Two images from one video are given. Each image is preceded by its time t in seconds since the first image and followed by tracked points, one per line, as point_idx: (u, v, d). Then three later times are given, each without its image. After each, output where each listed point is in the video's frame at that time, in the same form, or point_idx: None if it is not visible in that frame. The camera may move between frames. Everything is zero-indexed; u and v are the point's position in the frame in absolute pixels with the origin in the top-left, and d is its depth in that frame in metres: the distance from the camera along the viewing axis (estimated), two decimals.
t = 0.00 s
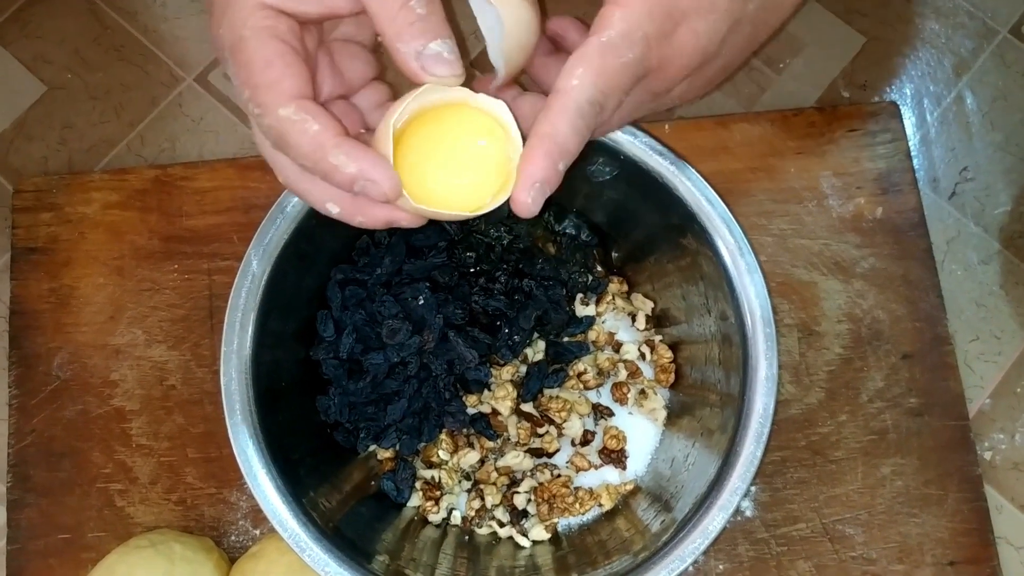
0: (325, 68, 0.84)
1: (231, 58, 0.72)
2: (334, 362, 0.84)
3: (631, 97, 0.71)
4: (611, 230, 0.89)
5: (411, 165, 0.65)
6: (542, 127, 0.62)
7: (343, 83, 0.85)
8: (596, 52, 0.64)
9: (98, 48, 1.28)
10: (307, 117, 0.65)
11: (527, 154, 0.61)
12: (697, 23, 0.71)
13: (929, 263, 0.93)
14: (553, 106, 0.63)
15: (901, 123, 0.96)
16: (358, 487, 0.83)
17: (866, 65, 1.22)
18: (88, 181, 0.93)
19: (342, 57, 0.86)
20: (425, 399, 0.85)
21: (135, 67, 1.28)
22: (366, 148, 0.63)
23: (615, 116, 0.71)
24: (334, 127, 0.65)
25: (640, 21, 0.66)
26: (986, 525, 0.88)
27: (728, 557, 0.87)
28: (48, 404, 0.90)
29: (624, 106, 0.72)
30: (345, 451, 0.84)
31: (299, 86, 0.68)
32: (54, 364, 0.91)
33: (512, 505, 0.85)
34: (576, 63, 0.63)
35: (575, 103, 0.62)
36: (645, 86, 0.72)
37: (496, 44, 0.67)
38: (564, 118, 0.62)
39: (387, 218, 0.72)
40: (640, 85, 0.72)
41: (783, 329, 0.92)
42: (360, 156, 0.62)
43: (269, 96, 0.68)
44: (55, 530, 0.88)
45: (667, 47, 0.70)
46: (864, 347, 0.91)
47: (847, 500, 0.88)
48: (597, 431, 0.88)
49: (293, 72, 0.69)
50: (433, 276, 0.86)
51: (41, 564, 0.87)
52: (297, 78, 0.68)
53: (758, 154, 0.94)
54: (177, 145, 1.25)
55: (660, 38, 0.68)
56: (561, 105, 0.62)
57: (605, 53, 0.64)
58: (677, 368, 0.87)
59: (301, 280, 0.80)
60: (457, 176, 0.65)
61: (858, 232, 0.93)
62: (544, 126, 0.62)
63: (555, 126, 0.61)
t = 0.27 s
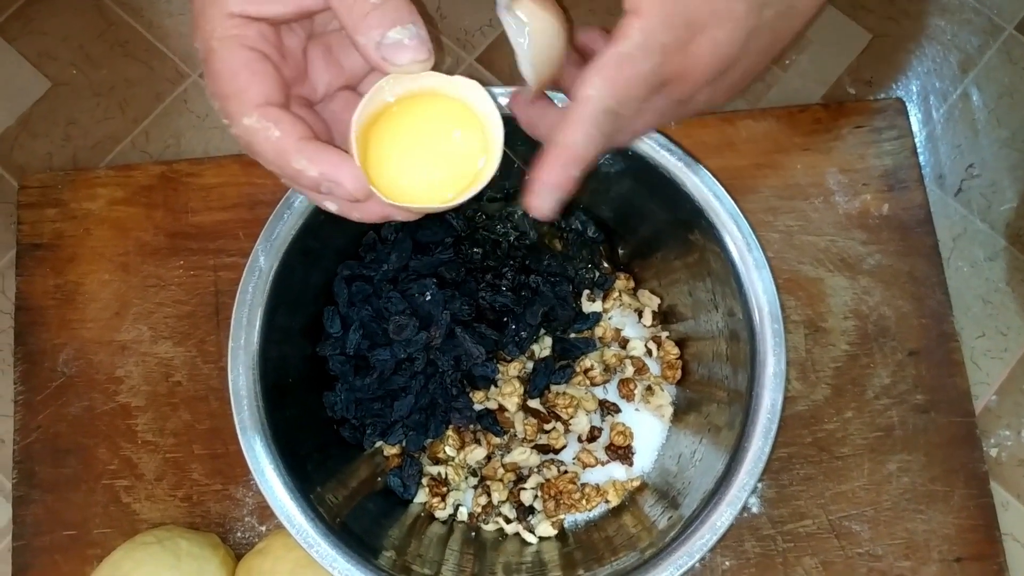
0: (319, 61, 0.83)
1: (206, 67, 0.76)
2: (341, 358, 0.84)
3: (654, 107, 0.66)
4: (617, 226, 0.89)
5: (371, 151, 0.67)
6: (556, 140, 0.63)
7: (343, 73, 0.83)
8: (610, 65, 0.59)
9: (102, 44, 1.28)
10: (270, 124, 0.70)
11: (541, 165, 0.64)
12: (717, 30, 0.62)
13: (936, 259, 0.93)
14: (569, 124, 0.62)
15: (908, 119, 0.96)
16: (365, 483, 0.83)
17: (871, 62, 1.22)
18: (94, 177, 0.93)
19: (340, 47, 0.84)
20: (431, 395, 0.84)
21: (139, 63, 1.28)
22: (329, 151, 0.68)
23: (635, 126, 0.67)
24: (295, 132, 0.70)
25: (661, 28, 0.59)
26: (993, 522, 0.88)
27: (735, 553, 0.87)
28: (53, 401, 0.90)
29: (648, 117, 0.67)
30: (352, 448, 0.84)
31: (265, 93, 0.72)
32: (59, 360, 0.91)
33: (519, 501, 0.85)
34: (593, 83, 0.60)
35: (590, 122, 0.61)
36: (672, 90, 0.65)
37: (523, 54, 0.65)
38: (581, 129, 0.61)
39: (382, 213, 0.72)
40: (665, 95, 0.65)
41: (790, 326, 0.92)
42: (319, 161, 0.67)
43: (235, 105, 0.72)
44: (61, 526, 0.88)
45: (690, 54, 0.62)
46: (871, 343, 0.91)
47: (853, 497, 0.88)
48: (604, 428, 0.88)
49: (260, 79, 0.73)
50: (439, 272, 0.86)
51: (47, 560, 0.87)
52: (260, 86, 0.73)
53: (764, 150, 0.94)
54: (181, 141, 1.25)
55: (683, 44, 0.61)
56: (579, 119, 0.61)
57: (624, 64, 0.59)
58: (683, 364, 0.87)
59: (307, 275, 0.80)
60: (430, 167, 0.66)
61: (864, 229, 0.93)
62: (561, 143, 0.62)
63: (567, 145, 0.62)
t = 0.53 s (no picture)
0: (313, 57, 0.83)
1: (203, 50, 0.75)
2: (338, 357, 0.84)
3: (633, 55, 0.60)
4: (616, 225, 0.89)
5: (363, 142, 0.67)
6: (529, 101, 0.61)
7: (335, 70, 0.83)
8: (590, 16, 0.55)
9: (101, 43, 1.28)
10: (270, 112, 0.69)
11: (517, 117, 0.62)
12: None
13: (933, 258, 0.93)
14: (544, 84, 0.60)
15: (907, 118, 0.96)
16: (362, 483, 0.83)
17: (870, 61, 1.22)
18: (92, 176, 0.93)
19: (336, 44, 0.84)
20: (429, 393, 0.84)
21: (138, 62, 1.27)
22: (328, 142, 0.66)
23: (614, 76, 0.62)
24: (294, 121, 0.68)
25: None
26: (990, 521, 0.88)
27: (733, 552, 0.87)
28: (51, 400, 0.90)
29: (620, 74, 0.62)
30: (349, 446, 0.84)
31: (263, 81, 0.71)
32: (57, 359, 0.90)
33: (516, 500, 0.85)
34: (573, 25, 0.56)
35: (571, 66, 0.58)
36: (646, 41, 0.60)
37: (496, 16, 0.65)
38: (561, 69, 0.58)
39: (372, 210, 0.71)
40: (645, 47, 0.61)
41: (788, 325, 0.92)
42: (319, 150, 0.66)
43: (233, 91, 0.70)
44: (59, 526, 0.88)
45: None
46: (869, 342, 0.91)
47: (851, 496, 0.88)
48: (602, 426, 0.88)
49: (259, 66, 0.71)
50: (437, 271, 0.86)
51: (45, 559, 0.87)
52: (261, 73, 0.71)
53: (763, 149, 0.94)
54: (180, 140, 1.25)
55: None
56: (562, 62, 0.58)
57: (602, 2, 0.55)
58: (681, 363, 0.87)
59: (305, 274, 0.80)
60: (416, 170, 0.67)
61: (862, 228, 0.93)
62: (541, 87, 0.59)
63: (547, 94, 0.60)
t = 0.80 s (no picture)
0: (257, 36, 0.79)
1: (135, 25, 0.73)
2: (336, 357, 0.84)
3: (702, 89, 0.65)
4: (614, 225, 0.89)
5: (286, 118, 0.67)
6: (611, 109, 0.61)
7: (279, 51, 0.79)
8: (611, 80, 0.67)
9: (100, 43, 1.28)
10: (187, 86, 0.70)
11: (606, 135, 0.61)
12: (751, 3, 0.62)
13: (932, 258, 0.93)
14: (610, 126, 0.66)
15: (905, 117, 0.96)
16: (361, 482, 0.83)
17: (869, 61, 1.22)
18: (91, 175, 0.93)
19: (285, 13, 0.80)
20: (428, 393, 0.85)
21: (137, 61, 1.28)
22: (243, 116, 0.68)
23: (685, 113, 0.66)
24: (212, 95, 0.70)
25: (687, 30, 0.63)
26: (989, 520, 0.88)
27: (731, 552, 0.87)
28: (50, 399, 0.90)
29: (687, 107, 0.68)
30: (348, 446, 0.84)
31: (187, 55, 0.71)
32: (56, 358, 0.91)
33: (515, 500, 0.85)
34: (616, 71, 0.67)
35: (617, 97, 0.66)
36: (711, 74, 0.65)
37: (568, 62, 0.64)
38: (631, 121, 0.60)
39: (300, 189, 0.70)
40: (711, 81, 0.66)
41: (787, 325, 0.92)
42: (233, 123, 0.68)
43: (156, 64, 0.71)
44: (58, 525, 0.88)
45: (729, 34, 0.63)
46: (867, 342, 0.91)
47: (849, 495, 0.88)
48: (600, 426, 0.88)
49: (183, 40, 0.72)
50: (436, 271, 0.87)
51: (44, 558, 0.87)
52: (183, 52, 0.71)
53: (761, 149, 0.94)
54: (179, 140, 1.25)
55: (717, 23, 0.61)
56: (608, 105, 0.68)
57: (663, 54, 0.60)
58: (679, 363, 0.87)
59: (303, 274, 0.80)
60: (346, 144, 0.66)
61: (860, 227, 0.93)
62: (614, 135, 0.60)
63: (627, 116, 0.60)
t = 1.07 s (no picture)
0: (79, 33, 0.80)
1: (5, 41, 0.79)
2: (341, 354, 0.83)
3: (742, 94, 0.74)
4: (621, 223, 0.89)
5: (143, 150, 0.71)
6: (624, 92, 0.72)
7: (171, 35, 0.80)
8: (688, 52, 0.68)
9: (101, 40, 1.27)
10: (26, 106, 0.76)
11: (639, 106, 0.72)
12: (790, 1, 0.66)
13: (939, 255, 0.92)
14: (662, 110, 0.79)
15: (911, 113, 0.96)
16: (365, 480, 0.83)
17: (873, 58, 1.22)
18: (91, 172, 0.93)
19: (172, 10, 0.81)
20: (433, 389, 0.84)
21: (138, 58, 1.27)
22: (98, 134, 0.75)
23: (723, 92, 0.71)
24: (46, 117, 0.76)
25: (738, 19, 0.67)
26: (997, 519, 0.88)
27: (738, 551, 0.87)
28: (51, 397, 0.89)
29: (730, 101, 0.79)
30: (352, 444, 0.84)
31: (33, 75, 0.77)
32: (57, 356, 0.90)
33: (520, 498, 0.85)
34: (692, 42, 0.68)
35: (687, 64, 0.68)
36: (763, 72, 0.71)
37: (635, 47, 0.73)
38: (670, 100, 0.69)
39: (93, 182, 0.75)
40: (752, 75, 0.72)
41: (793, 322, 0.91)
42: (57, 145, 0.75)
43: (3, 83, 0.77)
44: (59, 524, 0.87)
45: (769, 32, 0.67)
46: (873, 339, 0.91)
47: (856, 494, 0.87)
48: (607, 423, 0.87)
49: (32, 61, 0.77)
50: (441, 267, 0.86)
51: (45, 557, 0.86)
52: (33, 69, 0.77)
53: (767, 146, 0.93)
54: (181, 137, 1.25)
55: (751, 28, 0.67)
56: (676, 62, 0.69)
57: (697, 54, 0.68)
58: (686, 360, 0.87)
59: (307, 270, 0.79)
60: (150, 158, 0.72)
61: (866, 224, 0.93)
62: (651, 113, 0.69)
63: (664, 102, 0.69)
